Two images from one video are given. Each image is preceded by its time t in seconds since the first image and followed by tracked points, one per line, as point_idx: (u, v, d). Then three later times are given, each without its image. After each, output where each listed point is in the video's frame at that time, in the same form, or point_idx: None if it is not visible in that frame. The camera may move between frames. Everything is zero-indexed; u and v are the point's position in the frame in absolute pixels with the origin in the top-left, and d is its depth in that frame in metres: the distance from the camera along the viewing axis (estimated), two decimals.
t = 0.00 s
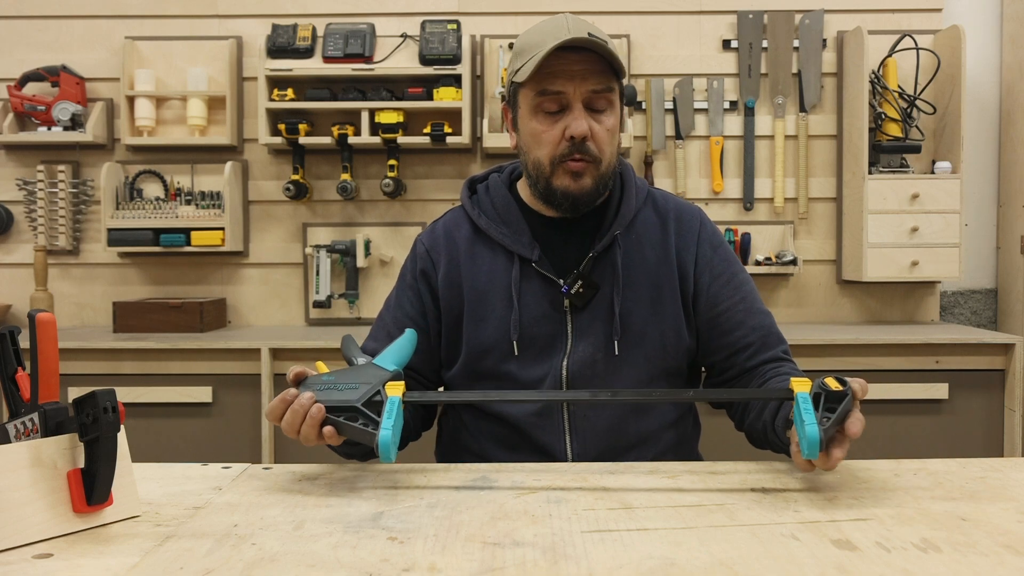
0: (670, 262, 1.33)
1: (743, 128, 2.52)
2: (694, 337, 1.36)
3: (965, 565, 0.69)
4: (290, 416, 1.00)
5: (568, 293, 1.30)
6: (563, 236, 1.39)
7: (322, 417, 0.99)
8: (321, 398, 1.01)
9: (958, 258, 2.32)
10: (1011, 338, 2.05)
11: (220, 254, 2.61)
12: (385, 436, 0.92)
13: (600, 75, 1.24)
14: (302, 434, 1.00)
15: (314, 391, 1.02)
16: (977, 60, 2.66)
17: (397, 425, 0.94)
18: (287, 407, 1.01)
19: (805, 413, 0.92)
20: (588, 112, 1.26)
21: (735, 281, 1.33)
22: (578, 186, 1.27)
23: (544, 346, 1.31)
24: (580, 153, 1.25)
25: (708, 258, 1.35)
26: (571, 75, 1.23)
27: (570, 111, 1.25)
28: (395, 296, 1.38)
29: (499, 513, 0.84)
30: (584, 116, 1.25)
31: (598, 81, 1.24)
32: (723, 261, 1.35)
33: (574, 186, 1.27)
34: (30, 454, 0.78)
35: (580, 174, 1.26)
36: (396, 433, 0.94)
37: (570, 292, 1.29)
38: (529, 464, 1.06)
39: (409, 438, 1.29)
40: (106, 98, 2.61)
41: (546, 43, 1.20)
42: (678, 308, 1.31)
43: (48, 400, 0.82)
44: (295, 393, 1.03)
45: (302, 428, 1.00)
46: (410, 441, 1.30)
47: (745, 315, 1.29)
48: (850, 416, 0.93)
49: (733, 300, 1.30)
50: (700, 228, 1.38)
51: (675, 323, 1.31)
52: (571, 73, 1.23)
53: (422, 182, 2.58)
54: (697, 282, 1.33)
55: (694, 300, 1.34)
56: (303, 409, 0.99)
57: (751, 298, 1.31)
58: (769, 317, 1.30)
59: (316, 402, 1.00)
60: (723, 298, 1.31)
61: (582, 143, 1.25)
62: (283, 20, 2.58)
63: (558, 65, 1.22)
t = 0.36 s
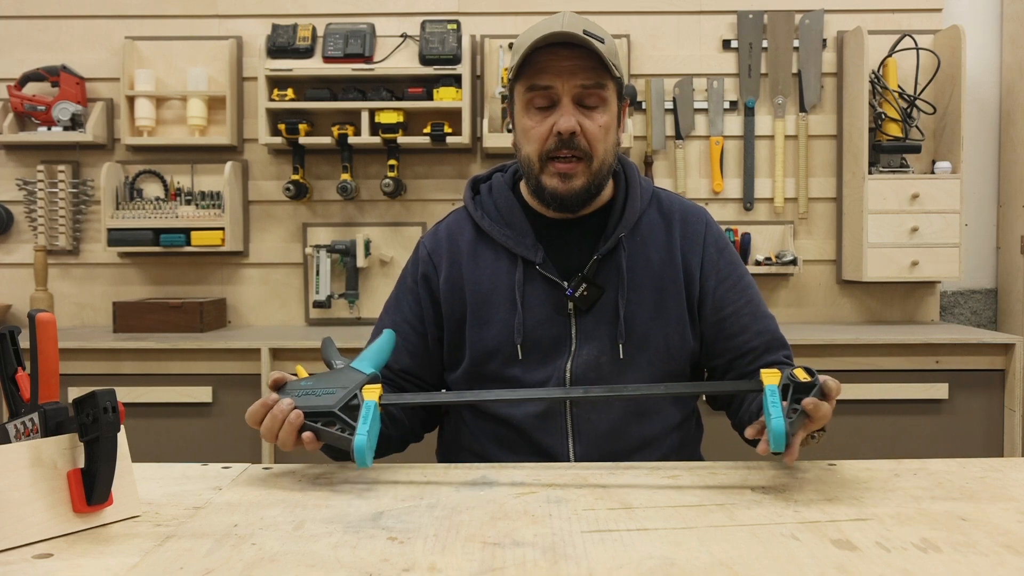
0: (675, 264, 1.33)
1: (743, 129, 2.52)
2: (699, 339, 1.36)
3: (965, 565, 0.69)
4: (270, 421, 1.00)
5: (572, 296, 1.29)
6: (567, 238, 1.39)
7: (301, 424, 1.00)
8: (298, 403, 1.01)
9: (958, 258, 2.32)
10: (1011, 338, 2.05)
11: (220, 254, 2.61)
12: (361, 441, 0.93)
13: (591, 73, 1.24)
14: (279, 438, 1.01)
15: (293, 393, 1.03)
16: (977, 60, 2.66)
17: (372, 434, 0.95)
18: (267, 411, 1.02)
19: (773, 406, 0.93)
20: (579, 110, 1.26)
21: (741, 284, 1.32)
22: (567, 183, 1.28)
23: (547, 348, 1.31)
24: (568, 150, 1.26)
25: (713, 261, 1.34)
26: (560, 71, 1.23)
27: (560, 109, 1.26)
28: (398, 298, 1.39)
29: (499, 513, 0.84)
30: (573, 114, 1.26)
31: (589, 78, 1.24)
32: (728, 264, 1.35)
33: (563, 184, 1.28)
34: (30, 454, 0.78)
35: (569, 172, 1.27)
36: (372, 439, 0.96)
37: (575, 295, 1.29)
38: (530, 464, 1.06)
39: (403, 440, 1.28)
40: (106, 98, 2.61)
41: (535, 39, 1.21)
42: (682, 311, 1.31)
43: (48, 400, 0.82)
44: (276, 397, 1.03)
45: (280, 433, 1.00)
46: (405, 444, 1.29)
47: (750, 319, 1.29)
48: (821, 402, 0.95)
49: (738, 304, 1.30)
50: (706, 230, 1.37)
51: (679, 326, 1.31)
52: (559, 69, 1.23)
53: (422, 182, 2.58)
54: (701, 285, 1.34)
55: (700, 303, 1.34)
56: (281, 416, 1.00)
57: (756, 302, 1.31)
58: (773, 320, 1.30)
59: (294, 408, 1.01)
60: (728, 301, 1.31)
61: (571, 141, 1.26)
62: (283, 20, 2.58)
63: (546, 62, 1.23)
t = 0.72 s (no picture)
0: (673, 265, 1.32)
1: (743, 129, 2.52)
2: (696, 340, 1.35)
3: (965, 565, 0.69)
4: (219, 421, 1.02)
5: (571, 297, 1.29)
6: (565, 239, 1.39)
7: (251, 422, 1.02)
8: (243, 399, 1.03)
9: (958, 258, 2.32)
10: (1011, 338, 2.05)
11: (220, 254, 2.61)
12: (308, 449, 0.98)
13: (613, 84, 1.22)
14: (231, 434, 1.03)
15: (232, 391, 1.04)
16: (977, 60, 2.66)
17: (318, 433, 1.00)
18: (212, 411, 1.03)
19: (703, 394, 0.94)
20: (599, 121, 1.25)
21: (736, 285, 1.31)
22: (589, 195, 1.28)
23: (546, 350, 1.31)
24: (592, 163, 1.26)
25: (710, 262, 1.34)
26: (584, 85, 1.21)
27: (580, 121, 1.24)
28: (394, 300, 1.38)
29: (499, 513, 0.84)
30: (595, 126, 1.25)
31: (611, 90, 1.22)
32: (725, 265, 1.33)
33: (585, 195, 1.28)
34: (30, 455, 0.78)
35: (590, 183, 1.27)
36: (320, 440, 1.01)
37: (574, 296, 1.29)
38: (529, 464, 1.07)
39: (375, 431, 1.27)
40: (106, 98, 2.61)
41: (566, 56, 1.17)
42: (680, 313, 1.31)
43: (48, 400, 0.82)
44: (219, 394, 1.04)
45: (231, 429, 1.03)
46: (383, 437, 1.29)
47: (743, 322, 1.28)
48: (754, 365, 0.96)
49: (731, 305, 1.29)
50: (704, 230, 1.36)
51: (677, 328, 1.31)
52: (583, 83, 1.20)
53: (421, 182, 2.58)
54: (698, 286, 1.33)
55: (697, 304, 1.34)
56: (230, 415, 1.02)
57: (750, 304, 1.29)
58: (769, 323, 1.28)
59: (241, 408, 1.03)
60: (723, 302, 1.30)
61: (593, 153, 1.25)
62: (283, 20, 2.58)
63: (570, 76, 1.20)
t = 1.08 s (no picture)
0: (670, 266, 1.32)
1: (743, 129, 2.52)
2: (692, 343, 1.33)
3: (965, 565, 0.69)
4: (237, 428, 1.03)
5: (567, 299, 1.30)
6: (563, 239, 1.39)
7: (269, 427, 1.03)
8: (262, 404, 1.03)
9: (958, 258, 2.32)
10: (1011, 338, 2.05)
11: (220, 254, 2.61)
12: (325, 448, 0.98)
13: (581, 73, 1.23)
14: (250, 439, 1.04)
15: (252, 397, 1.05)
16: (977, 60, 2.66)
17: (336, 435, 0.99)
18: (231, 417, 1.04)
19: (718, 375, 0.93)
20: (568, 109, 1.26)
21: (732, 285, 1.29)
22: (556, 183, 1.27)
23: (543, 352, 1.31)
24: (557, 150, 1.26)
25: (705, 263, 1.33)
26: (550, 70, 1.23)
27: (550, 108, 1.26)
28: (394, 301, 1.39)
29: (499, 513, 0.84)
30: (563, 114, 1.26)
31: (578, 76, 1.24)
32: (721, 265, 1.32)
33: (552, 183, 1.27)
34: (30, 455, 0.78)
35: (558, 171, 1.27)
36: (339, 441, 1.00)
37: (569, 298, 1.29)
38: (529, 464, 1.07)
39: (387, 434, 1.28)
40: (106, 98, 2.61)
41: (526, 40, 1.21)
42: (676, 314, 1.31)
43: (48, 400, 0.82)
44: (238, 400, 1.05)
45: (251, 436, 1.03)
46: (390, 440, 1.29)
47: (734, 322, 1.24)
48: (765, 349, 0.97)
49: (723, 304, 1.27)
50: (700, 230, 1.36)
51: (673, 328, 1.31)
52: (549, 68, 1.23)
53: (421, 182, 2.58)
54: (693, 287, 1.32)
55: (691, 305, 1.33)
56: (247, 421, 1.03)
57: (741, 302, 1.26)
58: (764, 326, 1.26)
59: (259, 413, 1.04)
60: (716, 302, 1.28)
61: (560, 139, 1.26)
62: (283, 20, 2.58)
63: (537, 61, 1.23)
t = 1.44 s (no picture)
0: (673, 267, 1.32)
1: (743, 129, 2.52)
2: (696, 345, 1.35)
3: (965, 565, 0.69)
4: (254, 416, 1.03)
5: (569, 300, 1.29)
6: (565, 240, 1.40)
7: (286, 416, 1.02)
8: (280, 395, 1.03)
9: (958, 258, 2.32)
10: (1011, 338, 2.05)
11: (220, 254, 2.61)
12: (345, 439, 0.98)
13: (569, 76, 1.22)
14: (267, 428, 1.03)
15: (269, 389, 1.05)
16: (978, 60, 2.66)
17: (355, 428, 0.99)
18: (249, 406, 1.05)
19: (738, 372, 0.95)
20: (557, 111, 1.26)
21: (737, 288, 1.31)
22: (544, 187, 1.28)
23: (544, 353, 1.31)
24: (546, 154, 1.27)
25: (709, 266, 1.34)
26: (537, 73, 1.23)
27: (538, 110, 1.26)
28: (395, 301, 1.39)
29: (499, 513, 0.84)
30: (551, 117, 1.26)
31: (566, 80, 1.23)
32: (726, 268, 1.34)
33: (539, 187, 1.28)
34: (30, 454, 0.78)
35: (547, 175, 1.27)
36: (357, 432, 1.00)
37: (571, 299, 1.29)
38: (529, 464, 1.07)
39: (391, 435, 1.28)
40: (106, 98, 2.61)
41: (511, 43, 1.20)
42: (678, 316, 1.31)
43: (48, 400, 0.82)
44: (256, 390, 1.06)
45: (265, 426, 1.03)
46: (396, 440, 1.29)
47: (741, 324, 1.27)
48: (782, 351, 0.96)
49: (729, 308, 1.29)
50: (703, 232, 1.36)
51: (676, 330, 1.31)
52: (537, 71, 1.22)
53: (422, 182, 2.58)
54: (697, 288, 1.33)
55: (695, 307, 1.34)
56: (264, 410, 1.03)
57: (748, 306, 1.29)
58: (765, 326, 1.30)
59: (277, 403, 1.03)
60: (722, 304, 1.30)
61: (548, 142, 1.26)
62: (283, 20, 2.58)
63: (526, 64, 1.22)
